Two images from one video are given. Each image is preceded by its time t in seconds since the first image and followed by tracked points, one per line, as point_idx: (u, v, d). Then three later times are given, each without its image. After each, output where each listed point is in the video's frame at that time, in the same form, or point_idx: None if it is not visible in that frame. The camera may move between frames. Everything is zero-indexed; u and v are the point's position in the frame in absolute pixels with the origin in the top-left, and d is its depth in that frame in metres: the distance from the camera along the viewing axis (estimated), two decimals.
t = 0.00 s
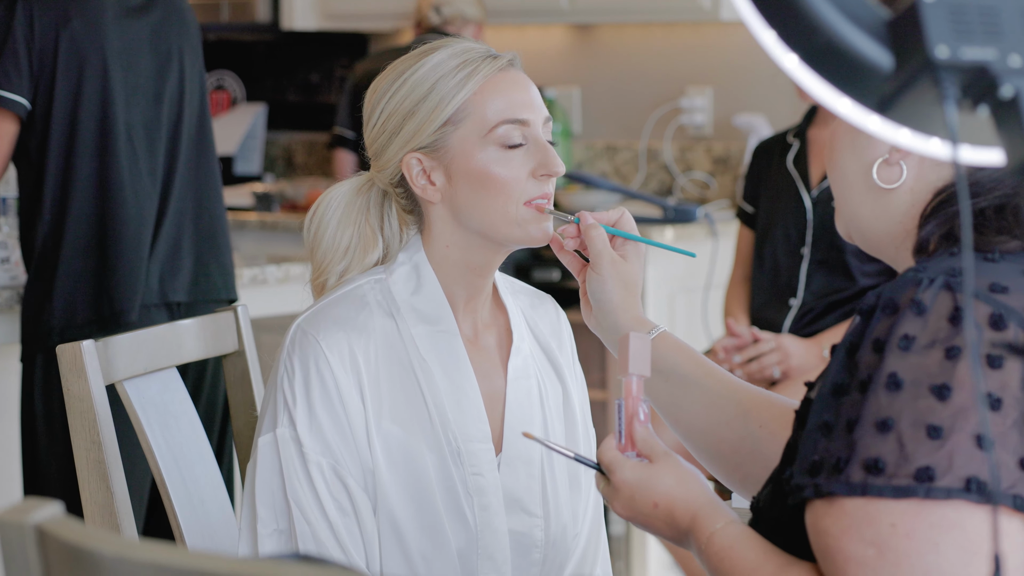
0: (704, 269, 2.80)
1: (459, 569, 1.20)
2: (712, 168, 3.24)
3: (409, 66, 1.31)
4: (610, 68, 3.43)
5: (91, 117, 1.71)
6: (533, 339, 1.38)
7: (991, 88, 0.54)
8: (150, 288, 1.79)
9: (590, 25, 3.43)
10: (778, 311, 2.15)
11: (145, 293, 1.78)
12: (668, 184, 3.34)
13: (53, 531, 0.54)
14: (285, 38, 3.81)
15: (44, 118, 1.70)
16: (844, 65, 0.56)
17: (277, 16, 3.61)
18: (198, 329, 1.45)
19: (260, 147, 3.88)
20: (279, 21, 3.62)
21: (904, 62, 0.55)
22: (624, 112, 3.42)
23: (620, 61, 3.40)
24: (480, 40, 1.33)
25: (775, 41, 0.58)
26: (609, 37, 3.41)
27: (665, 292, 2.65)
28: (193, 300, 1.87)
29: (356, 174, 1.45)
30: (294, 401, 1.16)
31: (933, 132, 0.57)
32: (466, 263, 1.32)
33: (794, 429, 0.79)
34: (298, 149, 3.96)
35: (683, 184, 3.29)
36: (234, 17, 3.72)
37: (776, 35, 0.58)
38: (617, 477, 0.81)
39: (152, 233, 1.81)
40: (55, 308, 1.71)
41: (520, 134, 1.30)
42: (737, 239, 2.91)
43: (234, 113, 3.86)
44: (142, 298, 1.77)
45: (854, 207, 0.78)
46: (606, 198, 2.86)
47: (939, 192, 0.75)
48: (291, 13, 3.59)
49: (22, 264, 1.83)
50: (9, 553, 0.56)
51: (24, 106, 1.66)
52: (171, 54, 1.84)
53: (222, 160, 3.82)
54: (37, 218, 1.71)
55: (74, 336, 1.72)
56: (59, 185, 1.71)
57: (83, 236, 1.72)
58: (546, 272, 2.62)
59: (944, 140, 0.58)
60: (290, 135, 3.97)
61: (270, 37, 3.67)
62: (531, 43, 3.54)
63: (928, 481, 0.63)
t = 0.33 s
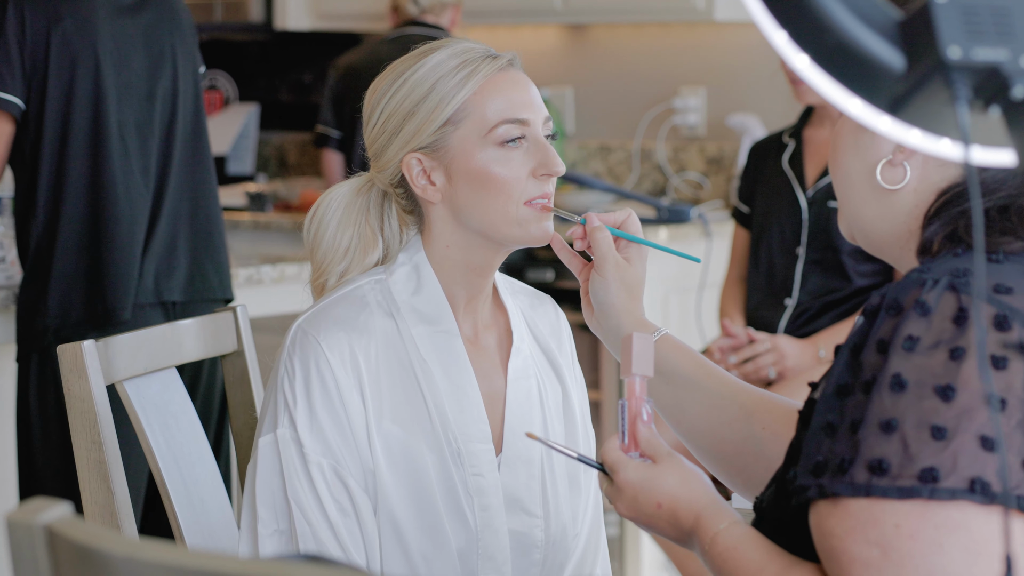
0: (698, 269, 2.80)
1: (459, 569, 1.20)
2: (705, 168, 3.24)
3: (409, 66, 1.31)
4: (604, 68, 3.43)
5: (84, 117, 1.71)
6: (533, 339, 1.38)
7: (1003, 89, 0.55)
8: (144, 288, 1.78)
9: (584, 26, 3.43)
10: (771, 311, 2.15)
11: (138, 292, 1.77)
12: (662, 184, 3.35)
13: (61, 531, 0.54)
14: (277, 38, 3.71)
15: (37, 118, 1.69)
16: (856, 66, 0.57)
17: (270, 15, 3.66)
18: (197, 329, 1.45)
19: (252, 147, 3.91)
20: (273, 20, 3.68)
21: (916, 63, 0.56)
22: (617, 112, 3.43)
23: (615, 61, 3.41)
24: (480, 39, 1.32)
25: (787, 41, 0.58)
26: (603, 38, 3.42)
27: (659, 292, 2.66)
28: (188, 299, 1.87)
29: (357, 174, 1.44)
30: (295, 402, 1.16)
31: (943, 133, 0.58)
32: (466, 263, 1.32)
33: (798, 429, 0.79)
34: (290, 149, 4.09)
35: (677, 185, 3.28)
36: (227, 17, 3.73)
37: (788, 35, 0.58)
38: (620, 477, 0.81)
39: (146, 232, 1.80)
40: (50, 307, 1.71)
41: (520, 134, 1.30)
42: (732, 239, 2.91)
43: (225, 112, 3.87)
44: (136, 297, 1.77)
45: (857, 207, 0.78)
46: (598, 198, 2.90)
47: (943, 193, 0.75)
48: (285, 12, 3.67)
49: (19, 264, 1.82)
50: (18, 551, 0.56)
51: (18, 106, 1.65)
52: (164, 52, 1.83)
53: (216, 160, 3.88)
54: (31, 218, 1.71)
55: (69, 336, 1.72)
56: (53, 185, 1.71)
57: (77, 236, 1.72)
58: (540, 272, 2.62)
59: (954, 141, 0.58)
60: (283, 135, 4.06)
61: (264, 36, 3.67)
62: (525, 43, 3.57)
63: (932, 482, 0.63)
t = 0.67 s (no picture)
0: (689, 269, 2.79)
1: (457, 569, 1.20)
2: (697, 168, 3.23)
3: (407, 65, 1.30)
4: (595, 68, 3.44)
5: (72, 115, 1.70)
6: (530, 338, 1.37)
7: (1011, 87, 0.56)
8: (132, 287, 1.78)
9: (576, 25, 3.43)
10: (765, 310, 2.15)
11: (125, 292, 1.77)
12: (654, 184, 3.35)
13: (66, 531, 0.54)
14: (271, 37, 3.68)
15: (26, 116, 1.69)
16: (863, 65, 0.57)
17: (261, 14, 3.72)
18: (194, 327, 1.44)
19: (243, 146, 3.91)
20: (264, 19, 3.73)
21: (923, 62, 0.57)
22: (609, 112, 3.43)
23: (607, 61, 3.41)
24: (477, 39, 1.32)
25: (794, 40, 0.59)
26: (595, 37, 3.42)
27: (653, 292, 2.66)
28: (179, 299, 1.86)
29: (354, 173, 1.44)
30: (292, 401, 1.15)
31: (950, 132, 0.58)
32: (464, 262, 1.32)
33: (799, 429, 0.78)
34: (281, 147, 4.10)
35: (669, 184, 3.29)
36: (218, 15, 3.76)
37: (795, 34, 0.59)
38: (620, 479, 0.81)
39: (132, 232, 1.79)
40: (38, 305, 1.70)
41: (517, 133, 1.30)
42: (724, 239, 2.90)
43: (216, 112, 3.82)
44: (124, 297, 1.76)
45: (857, 207, 0.78)
46: (590, 197, 2.91)
47: (943, 193, 0.74)
48: (275, 12, 3.72)
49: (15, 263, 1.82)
50: (24, 549, 0.55)
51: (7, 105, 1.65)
52: (154, 50, 1.82)
53: (207, 159, 3.86)
54: (20, 215, 1.71)
55: (57, 335, 1.71)
56: (41, 184, 1.71)
57: (66, 235, 1.72)
58: (532, 271, 2.62)
59: (961, 140, 0.58)
60: (275, 134, 4.08)
61: (254, 32, 3.69)
62: (515, 42, 3.55)
63: (935, 482, 0.63)
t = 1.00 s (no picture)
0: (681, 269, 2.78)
1: (456, 570, 1.20)
2: (689, 167, 3.21)
3: (406, 65, 1.30)
4: (588, 68, 3.45)
5: (60, 116, 1.70)
6: (527, 339, 1.37)
7: (1017, 89, 0.56)
8: (118, 289, 1.77)
9: (567, 26, 3.44)
10: (758, 310, 2.15)
11: (112, 295, 1.76)
12: (646, 184, 3.34)
13: (72, 532, 0.54)
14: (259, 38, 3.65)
15: (15, 119, 1.69)
16: (868, 66, 0.58)
17: (253, 14, 3.74)
18: (191, 327, 1.44)
19: (235, 146, 3.90)
20: (256, 19, 3.74)
21: (929, 64, 0.57)
22: (601, 112, 3.44)
23: (599, 62, 3.42)
24: (475, 40, 1.32)
25: (800, 41, 0.59)
26: (586, 38, 3.43)
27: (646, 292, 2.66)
28: (167, 301, 1.84)
29: (352, 174, 1.44)
30: (291, 403, 1.15)
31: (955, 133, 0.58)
32: (463, 263, 1.31)
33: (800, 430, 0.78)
34: (272, 148, 4.11)
35: (661, 184, 3.27)
36: (210, 15, 3.83)
37: (801, 36, 0.59)
38: (621, 481, 0.81)
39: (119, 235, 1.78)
40: (25, 306, 1.70)
41: (515, 134, 1.29)
42: (718, 238, 2.89)
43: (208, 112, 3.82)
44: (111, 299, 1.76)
45: (857, 207, 0.78)
46: (583, 198, 2.91)
47: (943, 194, 0.74)
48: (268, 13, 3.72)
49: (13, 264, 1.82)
50: (28, 550, 0.55)
51: None
52: (147, 52, 1.80)
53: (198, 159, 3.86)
54: (9, 215, 1.71)
55: (43, 337, 1.71)
56: (30, 185, 1.71)
57: (54, 236, 1.72)
58: (525, 271, 2.62)
59: (965, 141, 0.58)
60: (265, 134, 4.07)
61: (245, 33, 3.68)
62: (507, 43, 3.58)
63: (938, 483, 0.63)
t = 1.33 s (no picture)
0: (675, 268, 2.78)
1: (455, 569, 1.20)
2: (682, 166, 3.22)
3: (405, 63, 1.30)
4: (582, 67, 3.44)
5: (50, 115, 1.69)
6: (526, 338, 1.37)
7: None
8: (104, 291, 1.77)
9: (561, 24, 3.44)
10: (752, 309, 2.15)
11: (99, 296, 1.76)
12: (639, 183, 3.34)
13: (81, 528, 0.54)
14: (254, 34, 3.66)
15: (7, 118, 1.70)
16: (878, 65, 0.58)
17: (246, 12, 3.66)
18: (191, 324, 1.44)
19: (227, 144, 3.77)
20: (248, 18, 3.67)
21: (939, 62, 0.57)
22: (595, 111, 3.44)
23: (593, 60, 3.41)
24: (474, 38, 1.32)
25: (810, 41, 0.59)
26: (579, 36, 3.43)
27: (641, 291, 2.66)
28: (153, 303, 1.84)
29: (351, 172, 1.44)
30: (290, 401, 1.15)
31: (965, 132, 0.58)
32: (462, 262, 1.31)
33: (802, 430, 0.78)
34: (264, 146, 4.10)
35: (654, 183, 3.27)
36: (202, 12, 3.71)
37: (811, 35, 0.59)
38: (623, 480, 0.80)
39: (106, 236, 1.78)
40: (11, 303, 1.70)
41: (515, 132, 1.29)
42: (712, 236, 2.88)
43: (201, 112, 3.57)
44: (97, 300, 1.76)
45: (859, 207, 0.78)
46: (576, 196, 2.91)
47: (945, 193, 0.74)
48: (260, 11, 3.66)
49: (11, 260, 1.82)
50: (36, 549, 0.55)
51: None
52: (140, 53, 1.77)
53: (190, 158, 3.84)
54: None
55: (28, 336, 1.71)
56: (19, 183, 1.71)
57: (42, 234, 1.71)
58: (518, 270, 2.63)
59: (976, 141, 0.58)
60: (256, 132, 4.06)
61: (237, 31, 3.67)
62: (502, 41, 3.57)
63: (941, 483, 0.63)
